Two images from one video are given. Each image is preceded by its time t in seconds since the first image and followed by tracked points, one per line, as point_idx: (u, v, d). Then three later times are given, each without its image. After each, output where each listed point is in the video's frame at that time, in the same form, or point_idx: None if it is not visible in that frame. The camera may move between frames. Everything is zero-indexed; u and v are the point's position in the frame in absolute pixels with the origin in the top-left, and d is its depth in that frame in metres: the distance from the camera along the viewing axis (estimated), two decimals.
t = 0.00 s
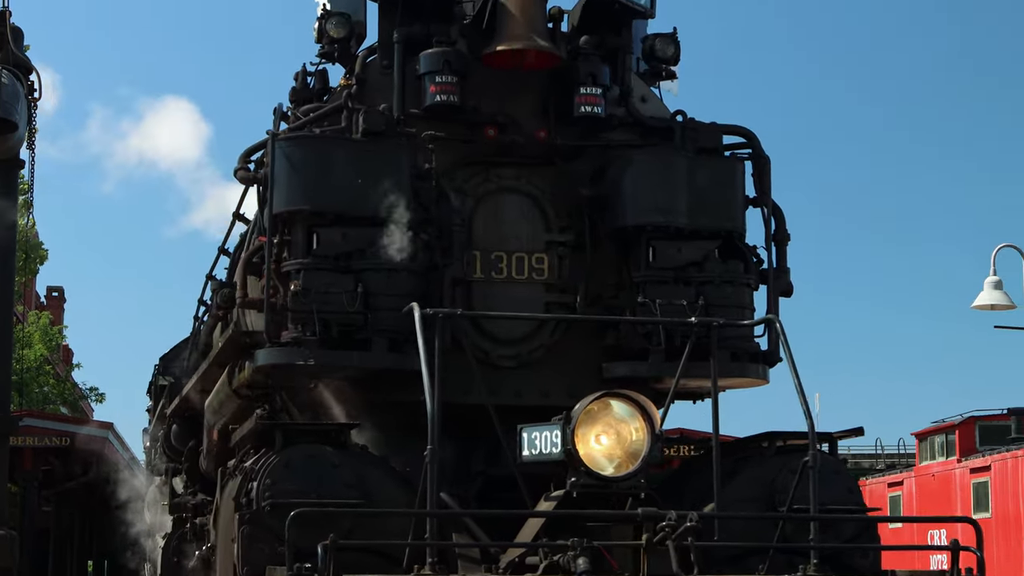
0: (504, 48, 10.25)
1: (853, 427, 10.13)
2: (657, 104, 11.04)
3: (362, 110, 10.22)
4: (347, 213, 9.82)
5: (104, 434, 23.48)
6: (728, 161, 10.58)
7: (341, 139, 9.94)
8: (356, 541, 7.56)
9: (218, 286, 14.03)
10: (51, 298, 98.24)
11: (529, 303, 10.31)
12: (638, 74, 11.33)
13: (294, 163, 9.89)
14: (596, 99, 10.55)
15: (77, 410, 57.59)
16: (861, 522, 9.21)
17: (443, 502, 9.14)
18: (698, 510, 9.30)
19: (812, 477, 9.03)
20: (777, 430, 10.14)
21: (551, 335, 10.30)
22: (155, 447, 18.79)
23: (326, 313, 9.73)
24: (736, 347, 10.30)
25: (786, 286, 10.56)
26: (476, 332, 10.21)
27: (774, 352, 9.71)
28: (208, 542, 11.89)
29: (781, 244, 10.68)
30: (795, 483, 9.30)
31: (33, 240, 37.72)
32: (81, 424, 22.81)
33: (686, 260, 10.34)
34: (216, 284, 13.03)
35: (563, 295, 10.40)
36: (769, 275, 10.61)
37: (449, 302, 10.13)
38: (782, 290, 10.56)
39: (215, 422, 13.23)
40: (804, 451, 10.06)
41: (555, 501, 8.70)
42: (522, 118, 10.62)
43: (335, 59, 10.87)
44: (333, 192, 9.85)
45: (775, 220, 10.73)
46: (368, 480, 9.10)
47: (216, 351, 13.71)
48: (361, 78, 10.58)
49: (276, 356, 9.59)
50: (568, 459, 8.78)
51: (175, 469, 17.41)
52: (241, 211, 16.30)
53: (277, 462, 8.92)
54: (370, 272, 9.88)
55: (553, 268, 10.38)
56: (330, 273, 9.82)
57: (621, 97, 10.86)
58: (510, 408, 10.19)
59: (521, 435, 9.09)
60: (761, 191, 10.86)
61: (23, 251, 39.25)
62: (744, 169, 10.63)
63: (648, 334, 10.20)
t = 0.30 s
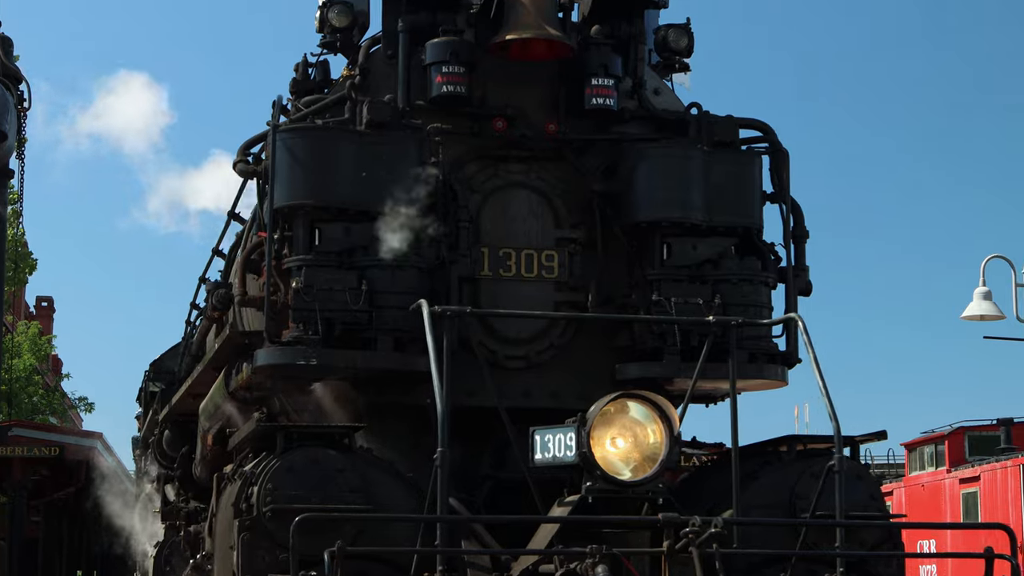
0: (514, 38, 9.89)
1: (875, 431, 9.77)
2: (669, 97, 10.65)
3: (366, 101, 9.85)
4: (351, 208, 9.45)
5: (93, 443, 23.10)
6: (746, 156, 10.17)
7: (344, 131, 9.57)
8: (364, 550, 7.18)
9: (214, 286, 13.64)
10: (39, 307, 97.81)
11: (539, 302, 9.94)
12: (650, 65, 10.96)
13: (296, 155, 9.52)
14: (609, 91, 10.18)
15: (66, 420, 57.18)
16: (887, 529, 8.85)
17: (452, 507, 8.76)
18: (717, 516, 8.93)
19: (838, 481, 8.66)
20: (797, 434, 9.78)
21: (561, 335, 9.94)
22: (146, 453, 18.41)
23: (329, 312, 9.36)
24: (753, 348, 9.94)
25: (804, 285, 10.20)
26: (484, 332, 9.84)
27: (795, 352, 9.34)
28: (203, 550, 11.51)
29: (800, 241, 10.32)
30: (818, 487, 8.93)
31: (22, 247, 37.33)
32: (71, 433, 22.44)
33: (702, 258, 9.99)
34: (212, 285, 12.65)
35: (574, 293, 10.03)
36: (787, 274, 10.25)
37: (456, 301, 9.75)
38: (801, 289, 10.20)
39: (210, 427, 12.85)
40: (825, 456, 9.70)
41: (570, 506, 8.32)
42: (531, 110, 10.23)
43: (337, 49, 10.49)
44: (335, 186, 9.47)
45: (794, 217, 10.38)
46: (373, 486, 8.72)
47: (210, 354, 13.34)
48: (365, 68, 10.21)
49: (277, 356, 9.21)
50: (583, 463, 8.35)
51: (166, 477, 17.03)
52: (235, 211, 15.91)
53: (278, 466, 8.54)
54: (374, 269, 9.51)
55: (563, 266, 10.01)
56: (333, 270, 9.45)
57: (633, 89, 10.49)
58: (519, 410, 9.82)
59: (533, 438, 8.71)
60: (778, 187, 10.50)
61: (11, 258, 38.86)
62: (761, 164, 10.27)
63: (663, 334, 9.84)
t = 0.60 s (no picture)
0: (525, 23, 9.52)
1: (900, 430, 9.40)
2: (684, 86, 10.32)
3: (371, 88, 9.48)
4: (355, 199, 9.08)
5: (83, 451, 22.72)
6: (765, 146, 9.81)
7: (348, 118, 9.20)
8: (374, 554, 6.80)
9: (209, 285, 13.25)
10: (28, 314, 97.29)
11: (550, 297, 9.56)
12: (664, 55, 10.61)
13: (298, 144, 9.15)
14: (622, 78, 9.82)
15: (54, 428, 56.73)
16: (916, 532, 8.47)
17: (462, 510, 8.38)
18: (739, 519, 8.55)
19: (866, 483, 8.29)
20: (819, 435, 9.41)
21: (574, 332, 9.56)
22: (138, 460, 18.02)
23: (333, 306, 8.99)
24: (773, 345, 9.58)
25: (826, 280, 9.85)
26: (492, 326, 9.43)
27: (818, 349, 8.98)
28: (199, 557, 11.12)
29: (821, 235, 9.99)
30: (845, 489, 8.56)
31: (11, 254, 36.97)
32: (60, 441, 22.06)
33: (720, 251, 9.65)
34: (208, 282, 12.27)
35: (585, 288, 9.64)
36: (807, 269, 9.90)
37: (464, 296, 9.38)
38: (822, 284, 9.85)
39: (205, 430, 12.47)
40: (848, 457, 9.32)
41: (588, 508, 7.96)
42: (542, 99, 9.84)
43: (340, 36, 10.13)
44: (339, 176, 9.10)
45: (814, 209, 10.04)
46: (380, 488, 8.34)
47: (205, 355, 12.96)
48: (369, 55, 9.84)
49: (279, 352, 8.84)
50: (601, 464, 7.96)
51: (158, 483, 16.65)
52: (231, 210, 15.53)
53: (281, 467, 8.15)
54: (379, 262, 9.14)
55: (575, 260, 9.63)
56: (337, 263, 9.08)
57: (647, 77, 10.12)
58: (530, 409, 9.44)
59: (545, 439, 8.30)
60: (797, 179, 10.14)
61: None
62: (780, 154, 9.91)
63: (680, 330, 9.50)
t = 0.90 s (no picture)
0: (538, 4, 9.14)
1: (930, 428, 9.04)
2: (702, 71, 9.89)
3: (377, 72, 9.09)
4: (361, 187, 8.70)
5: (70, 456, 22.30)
6: (785, 132, 9.45)
7: (354, 102, 8.82)
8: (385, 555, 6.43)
9: (204, 281, 12.86)
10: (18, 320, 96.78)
11: (564, 290, 9.14)
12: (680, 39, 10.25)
13: (301, 129, 8.76)
14: (637, 63, 9.46)
15: (43, 433, 56.30)
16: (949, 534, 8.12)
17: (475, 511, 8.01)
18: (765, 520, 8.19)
19: (899, 482, 7.92)
20: (844, 433, 9.04)
21: (587, 326, 9.18)
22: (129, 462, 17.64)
23: (338, 299, 8.60)
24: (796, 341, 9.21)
25: (849, 272, 9.49)
26: (504, 323, 9.03)
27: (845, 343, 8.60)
28: (195, 560, 10.73)
29: (845, 225, 9.63)
30: (875, 489, 8.20)
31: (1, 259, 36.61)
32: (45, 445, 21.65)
33: (740, 243, 9.28)
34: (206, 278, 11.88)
35: (599, 280, 9.25)
36: (831, 261, 9.53)
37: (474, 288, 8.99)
38: (846, 277, 9.47)
39: (201, 429, 12.09)
40: (875, 456, 8.96)
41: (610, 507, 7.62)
42: (553, 84, 9.46)
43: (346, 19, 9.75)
44: (344, 162, 8.71)
45: (837, 198, 9.68)
46: (387, 488, 7.97)
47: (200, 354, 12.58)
48: (375, 38, 9.45)
49: (282, 346, 8.44)
50: (622, 462, 7.62)
51: (149, 486, 16.25)
52: (227, 206, 15.13)
53: (285, 466, 7.77)
54: (385, 253, 8.76)
55: (589, 251, 9.22)
56: (342, 253, 8.70)
57: (663, 63, 9.74)
58: (543, 406, 9.06)
59: (562, 435, 7.92)
60: (820, 168, 9.77)
61: None
62: (802, 141, 9.53)
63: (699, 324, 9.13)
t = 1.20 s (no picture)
0: None
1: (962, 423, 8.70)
2: (722, 52, 9.53)
3: (387, 51, 8.75)
4: (370, 170, 8.36)
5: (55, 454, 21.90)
6: (810, 116, 9.10)
7: (364, 83, 8.50)
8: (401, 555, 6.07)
9: (201, 273, 12.49)
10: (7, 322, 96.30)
11: (580, 280, 8.76)
12: (698, 20, 9.90)
13: (307, 110, 8.42)
14: (657, 43, 9.08)
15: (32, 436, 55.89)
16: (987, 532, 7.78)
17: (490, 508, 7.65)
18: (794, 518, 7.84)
19: (937, 478, 7.58)
20: (872, 428, 8.70)
21: (603, 317, 8.79)
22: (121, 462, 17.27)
23: (346, 287, 8.26)
24: (822, 333, 8.85)
25: (876, 261, 9.13)
26: (519, 313, 8.64)
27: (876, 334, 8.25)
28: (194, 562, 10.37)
29: (871, 213, 9.27)
30: (910, 485, 7.86)
31: None
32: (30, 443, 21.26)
33: (762, 230, 8.92)
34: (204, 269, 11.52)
35: (617, 269, 8.88)
36: (857, 249, 9.18)
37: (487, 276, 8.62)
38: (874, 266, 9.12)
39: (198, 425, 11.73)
40: (905, 453, 8.62)
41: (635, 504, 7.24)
42: (567, 65, 9.07)
43: None
44: (353, 145, 8.37)
45: (863, 185, 9.33)
46: (400, 485, 7.62)
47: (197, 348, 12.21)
48: (384, 17, 9.09)
49: (287, 336, 8.05)
50: (646, 457, 7.25)
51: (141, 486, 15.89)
52: (222, 199, 14.76)
53: (293, 461, 7.41)
54: (396, 240, 8.41)
55: (607, 238, 8.86)
56: (351, 240, 8.35)
57: (682, 44, 9.37)
58: (560, 400, 8.70)
59: (583, 430, 7.55)
60: (846, 153, 9.42)
61: None
62: (827, 125, 9.17)
63: (721, 314, 8.77)
